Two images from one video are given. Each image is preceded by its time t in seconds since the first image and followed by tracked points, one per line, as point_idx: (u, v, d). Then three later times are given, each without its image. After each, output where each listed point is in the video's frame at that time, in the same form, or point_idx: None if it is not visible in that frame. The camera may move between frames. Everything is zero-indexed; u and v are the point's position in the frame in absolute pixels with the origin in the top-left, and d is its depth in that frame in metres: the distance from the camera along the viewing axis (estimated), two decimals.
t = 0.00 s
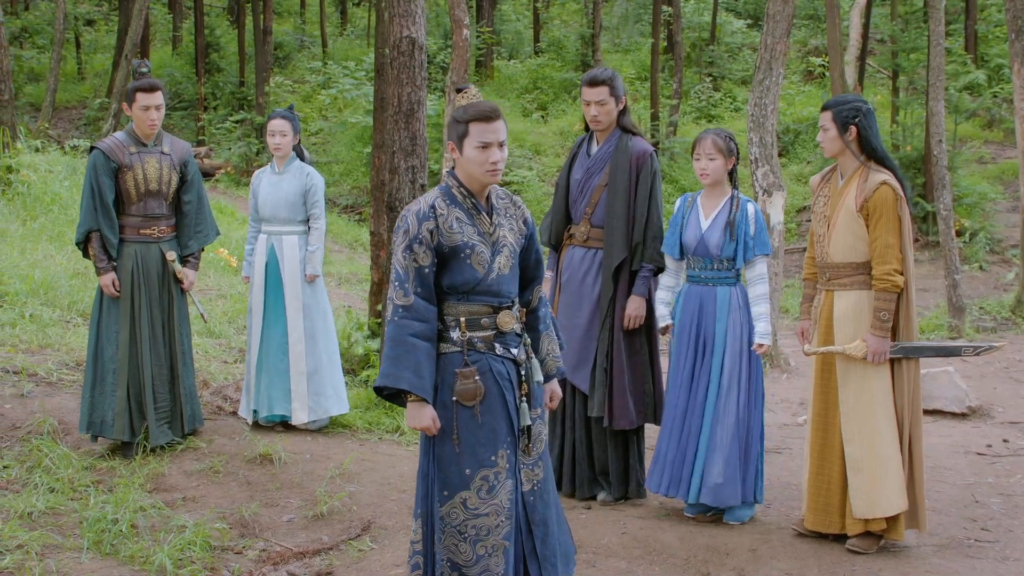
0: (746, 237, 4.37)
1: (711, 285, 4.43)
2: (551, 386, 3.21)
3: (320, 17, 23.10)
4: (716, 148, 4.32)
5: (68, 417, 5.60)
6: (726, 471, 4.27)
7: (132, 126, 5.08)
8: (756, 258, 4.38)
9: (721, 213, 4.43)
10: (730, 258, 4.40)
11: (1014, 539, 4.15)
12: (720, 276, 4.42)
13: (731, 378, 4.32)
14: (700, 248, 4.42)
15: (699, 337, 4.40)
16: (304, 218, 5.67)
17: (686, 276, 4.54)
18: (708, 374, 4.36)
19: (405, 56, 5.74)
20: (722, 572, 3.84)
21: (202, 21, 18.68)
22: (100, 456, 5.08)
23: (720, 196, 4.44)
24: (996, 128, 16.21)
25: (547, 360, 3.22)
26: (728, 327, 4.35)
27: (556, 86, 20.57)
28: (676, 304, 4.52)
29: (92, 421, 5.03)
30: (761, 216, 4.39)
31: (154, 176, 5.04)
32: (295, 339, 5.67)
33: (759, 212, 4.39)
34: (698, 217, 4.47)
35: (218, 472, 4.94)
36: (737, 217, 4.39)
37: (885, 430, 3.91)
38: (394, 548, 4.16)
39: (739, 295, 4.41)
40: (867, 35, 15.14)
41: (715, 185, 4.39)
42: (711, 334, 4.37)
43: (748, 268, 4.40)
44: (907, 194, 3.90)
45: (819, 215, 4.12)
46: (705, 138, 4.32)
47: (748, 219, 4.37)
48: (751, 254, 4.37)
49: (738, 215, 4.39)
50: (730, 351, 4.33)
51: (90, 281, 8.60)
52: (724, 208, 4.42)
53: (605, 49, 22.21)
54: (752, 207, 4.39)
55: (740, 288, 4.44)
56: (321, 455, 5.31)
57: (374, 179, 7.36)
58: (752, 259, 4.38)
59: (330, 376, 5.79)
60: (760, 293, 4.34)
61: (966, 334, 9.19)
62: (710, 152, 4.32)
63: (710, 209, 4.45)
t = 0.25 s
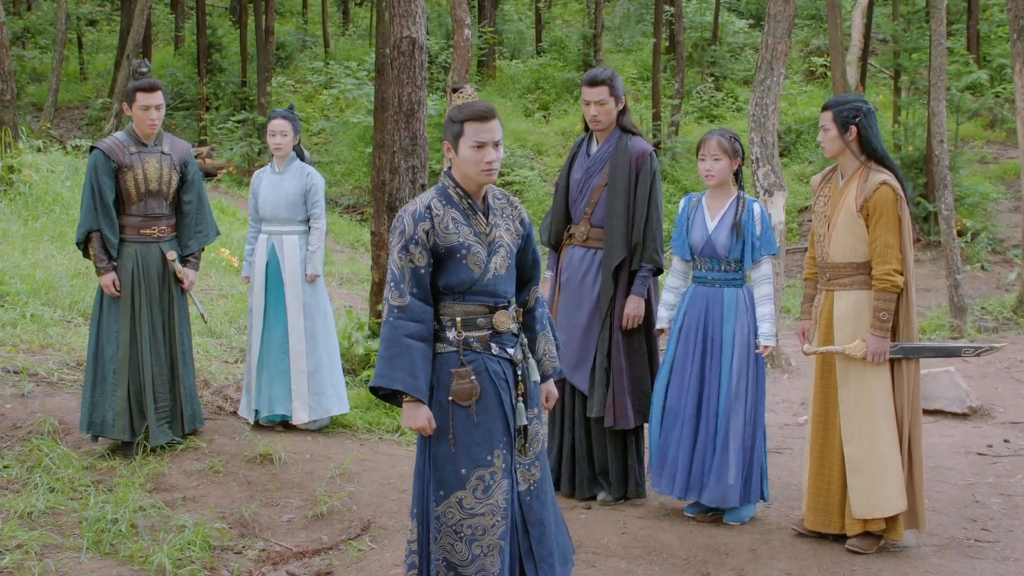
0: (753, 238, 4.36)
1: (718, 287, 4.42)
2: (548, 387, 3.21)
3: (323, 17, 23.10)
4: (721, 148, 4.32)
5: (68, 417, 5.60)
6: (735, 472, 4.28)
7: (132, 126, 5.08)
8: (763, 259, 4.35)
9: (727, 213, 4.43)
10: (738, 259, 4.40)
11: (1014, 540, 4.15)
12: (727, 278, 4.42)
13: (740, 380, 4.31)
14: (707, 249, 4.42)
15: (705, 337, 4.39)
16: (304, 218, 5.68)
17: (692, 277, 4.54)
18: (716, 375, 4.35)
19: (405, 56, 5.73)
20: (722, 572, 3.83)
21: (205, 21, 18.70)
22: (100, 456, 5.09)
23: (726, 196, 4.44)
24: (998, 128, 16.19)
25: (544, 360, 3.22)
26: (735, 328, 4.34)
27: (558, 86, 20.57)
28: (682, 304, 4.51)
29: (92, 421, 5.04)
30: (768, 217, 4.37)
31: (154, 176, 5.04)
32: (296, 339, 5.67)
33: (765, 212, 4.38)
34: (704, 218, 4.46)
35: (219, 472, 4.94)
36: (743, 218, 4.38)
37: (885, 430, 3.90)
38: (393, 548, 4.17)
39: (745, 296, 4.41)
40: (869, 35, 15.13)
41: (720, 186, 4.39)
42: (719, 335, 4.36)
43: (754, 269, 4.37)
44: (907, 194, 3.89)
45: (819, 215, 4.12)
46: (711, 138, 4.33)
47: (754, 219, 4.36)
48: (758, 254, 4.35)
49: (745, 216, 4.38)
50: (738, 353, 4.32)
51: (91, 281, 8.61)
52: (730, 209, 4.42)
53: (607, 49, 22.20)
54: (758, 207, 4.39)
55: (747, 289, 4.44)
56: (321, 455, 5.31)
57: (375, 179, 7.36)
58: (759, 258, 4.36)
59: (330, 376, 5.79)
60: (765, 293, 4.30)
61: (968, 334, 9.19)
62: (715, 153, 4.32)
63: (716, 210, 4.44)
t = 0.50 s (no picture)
0: (755, 240, 4.34)
1: (722, 290, 4.42)
2: (545, 386, 3.22)
3: (325, 17, 23.09)
4: (723, 148, 4.31)
5: (69, 416, 5.60)
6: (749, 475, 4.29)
7: (132, 126, 5.08)
8: (764, 261, 4.33)
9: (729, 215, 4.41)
10: (740, 261, 4.38)
11: (1015, 540, 4.15)
12: (731, 280, 4.41)
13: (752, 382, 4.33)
14: (710, 251, 4.41)
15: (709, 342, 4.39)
16: (305, 217, 5.68)
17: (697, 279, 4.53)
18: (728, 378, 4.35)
19: (405, 55, 5.73)
20: (722, 572, 3.83)
21: (207, 21, 18.70)
22: (100, 456, 5.09)
23: (728, 198, 4.42)
24: (1001, 128, 16.17)
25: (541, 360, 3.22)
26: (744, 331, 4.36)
27: (560, 86, 20.56)
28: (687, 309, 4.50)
29: (93, 421, 5.04)
30: (769, 218, 4.35)
31: (155, 175, 5.04)
32: (297, 339, 5.67)
33: (766, 213, 4.35)
34: (705, 221, 4.45)
35: (219, 472, 4.94)
36: (744, 220, 4.37)
37: (885, 430, 3.90)
38: (393, 548, 4.17)
39: (749, 297, 4.41)
40: (871, 34, 15.11)
41: (722, 187, 4.38)
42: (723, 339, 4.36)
43: (756, 272, 4.36)
44: (908, 193, 3.89)
45: (820, 215, 4.12)
46: (713, 139, 4.32)
47: (755, 221, 4.33)
48: (759, 256, 4.33)
49: (746, 217, 4.36)
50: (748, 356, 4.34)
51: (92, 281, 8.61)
52: (731, 211, 4.40)
53: (610, 49, 22.17)
54: (759, 208, 4.35)
55: (750, 290, 4.44)
56: (322, 455, 5.31)
57: (376, 178, 7.35)
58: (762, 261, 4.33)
59: (331, 376, 5.79)
60: (767, 294, 4.28)
61: (970, 334, 9.18)
62: (717, 153, 4.31)
63: (717, 212, 4.43)
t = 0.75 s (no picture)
0: (742, 245, 4.29)
1: (711, 295, 4.40)
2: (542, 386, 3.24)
3: (328, 17, 23.09)
4: (714, 152, 4.29)
5: (71, 416, 5.61)
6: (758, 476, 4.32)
7: (134, 125, 5.09)
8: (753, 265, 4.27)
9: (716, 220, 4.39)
10: (727, 267, 4.37)
11: (1016, 539, 4.14)
12: (719, 285, 4.40)
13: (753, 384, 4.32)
14: (697, 256, 4.39)
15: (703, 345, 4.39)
16: (307, 216, 5.68)
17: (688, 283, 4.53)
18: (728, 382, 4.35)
19: (407, 55, 5.73)
20: (723, 572, 3.83)
21: (210, 21, 18.71)
22: (102, 455, 5.09)
23: (715, 202, 4.40)
24: (1004, 127, 16.14)
25: (538, 359, 3.22)
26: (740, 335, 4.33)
27: (563, 86, 20.54)
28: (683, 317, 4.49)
29: (95, 420, 5.04)
30: (756, 223, 4.30)
31: (156, 175, 5.04)
32: (299, 338, 5.67)
33: (754, 218, 4.31)
34: (693, 226, 4.43)
35: (220, 471, 4.94)
36: (732, 224, 4.34)
37: (887, 429, 3.90)
38: (394, 547, 4.17)
39: (740, 301, 4.39)
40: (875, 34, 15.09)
41: (710, 191, 4.35)
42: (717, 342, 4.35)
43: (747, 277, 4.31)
44: (910, 193, 3.88)
45: (821, 214, 4.11)
46: (703, 143, 4.30)
47: (742, 226, 4.30)
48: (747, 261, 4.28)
49: (733, 222, 4.33)
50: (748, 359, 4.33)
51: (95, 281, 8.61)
52: (718, 216, 4.38)
53: (613, 49, 22.16)
54: (745, 213, 4.32)
55: (741, 294, 4.41)
56: (323, 454, 5.31)
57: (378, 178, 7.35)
58: (750, 266, 4.29)
59: (333, 375, 5.79)
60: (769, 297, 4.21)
61: (973, 334, 9.16)
62: (707, 157, 4.29)
63: (705, 217, 4.41)
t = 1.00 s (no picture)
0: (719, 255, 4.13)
1: (691, 306, 4.25)
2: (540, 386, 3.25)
3: (330, 17, 23.09)
4: (683, 162, 4.10)
5: (72, 415, 5.61)
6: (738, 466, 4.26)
7: (135, 125, 5.09)
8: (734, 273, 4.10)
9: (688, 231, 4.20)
10: (704, 276, 4.21)
11: (1016, 540, 4.14)
12: (697, 296, 4.25)
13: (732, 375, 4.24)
14: (671, 270, 4.22)
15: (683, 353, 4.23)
16: (309, 216, 5.68)
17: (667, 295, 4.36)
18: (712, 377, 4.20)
19: (408, 55, 5.73)
20: (723, 572, 3.83)
21: (213, 21, 18.75)
22: (103, 455, 5.09)
23: (685, 212, 4.21)
24: (1007, 127, 16.12)
25: (535, 359, 3.22)
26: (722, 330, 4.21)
27: (565, 86, 20.54)
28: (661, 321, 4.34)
29: (95, 420, 5.04)
30: (731, 229, 4.12)
31: (158, 175, 5.04)
32: (301, 338, 5.66)
33: (726, 224, 4.12)
34: (664, 239, 4.24)
35: (221, 471, 4.95)
36: (705, 234, 4.15)
37: (888, 428, 3.89)
38: (394, 547, 4.17)
39: (721, 311, 4.25)
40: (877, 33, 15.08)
41: (680, 201, 4.16)
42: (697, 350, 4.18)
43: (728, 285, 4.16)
44: (911, 193, 3.88)
45: (822, 213, 4.10)
46: (672, 153, 4.10)
47: (715, 235, 4.12)
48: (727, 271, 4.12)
49: (706, 232, 4.14)
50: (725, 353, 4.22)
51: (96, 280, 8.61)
52: (689, 226, 4.19)
53: (615, 49, 22.14)
54: (717, 221, 4.13)
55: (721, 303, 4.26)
56: (324, 454, 5.31)
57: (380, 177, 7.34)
58: (731, 274, 4.13)
59: (336, 374, 5.79)
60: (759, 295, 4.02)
61: (975, 333, 9.15)
62: (676, 167, 4.09)
63: (676, 228, 4.22)
